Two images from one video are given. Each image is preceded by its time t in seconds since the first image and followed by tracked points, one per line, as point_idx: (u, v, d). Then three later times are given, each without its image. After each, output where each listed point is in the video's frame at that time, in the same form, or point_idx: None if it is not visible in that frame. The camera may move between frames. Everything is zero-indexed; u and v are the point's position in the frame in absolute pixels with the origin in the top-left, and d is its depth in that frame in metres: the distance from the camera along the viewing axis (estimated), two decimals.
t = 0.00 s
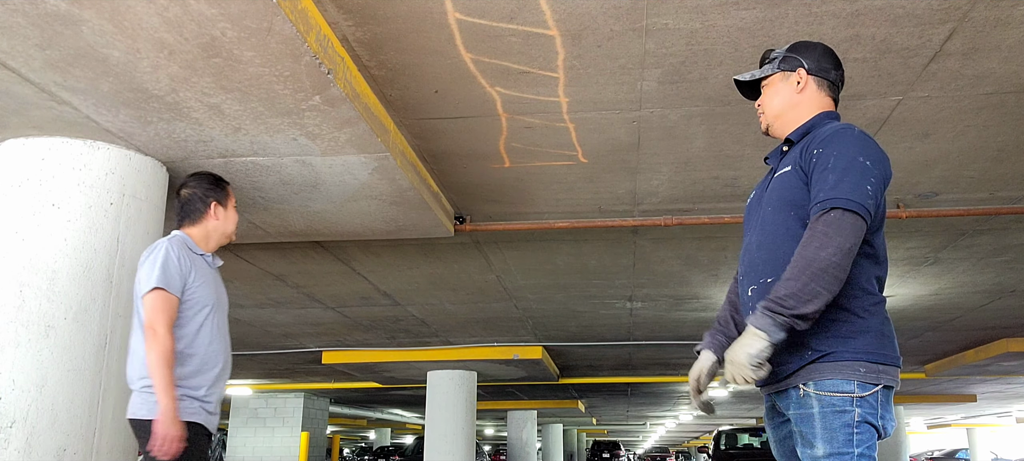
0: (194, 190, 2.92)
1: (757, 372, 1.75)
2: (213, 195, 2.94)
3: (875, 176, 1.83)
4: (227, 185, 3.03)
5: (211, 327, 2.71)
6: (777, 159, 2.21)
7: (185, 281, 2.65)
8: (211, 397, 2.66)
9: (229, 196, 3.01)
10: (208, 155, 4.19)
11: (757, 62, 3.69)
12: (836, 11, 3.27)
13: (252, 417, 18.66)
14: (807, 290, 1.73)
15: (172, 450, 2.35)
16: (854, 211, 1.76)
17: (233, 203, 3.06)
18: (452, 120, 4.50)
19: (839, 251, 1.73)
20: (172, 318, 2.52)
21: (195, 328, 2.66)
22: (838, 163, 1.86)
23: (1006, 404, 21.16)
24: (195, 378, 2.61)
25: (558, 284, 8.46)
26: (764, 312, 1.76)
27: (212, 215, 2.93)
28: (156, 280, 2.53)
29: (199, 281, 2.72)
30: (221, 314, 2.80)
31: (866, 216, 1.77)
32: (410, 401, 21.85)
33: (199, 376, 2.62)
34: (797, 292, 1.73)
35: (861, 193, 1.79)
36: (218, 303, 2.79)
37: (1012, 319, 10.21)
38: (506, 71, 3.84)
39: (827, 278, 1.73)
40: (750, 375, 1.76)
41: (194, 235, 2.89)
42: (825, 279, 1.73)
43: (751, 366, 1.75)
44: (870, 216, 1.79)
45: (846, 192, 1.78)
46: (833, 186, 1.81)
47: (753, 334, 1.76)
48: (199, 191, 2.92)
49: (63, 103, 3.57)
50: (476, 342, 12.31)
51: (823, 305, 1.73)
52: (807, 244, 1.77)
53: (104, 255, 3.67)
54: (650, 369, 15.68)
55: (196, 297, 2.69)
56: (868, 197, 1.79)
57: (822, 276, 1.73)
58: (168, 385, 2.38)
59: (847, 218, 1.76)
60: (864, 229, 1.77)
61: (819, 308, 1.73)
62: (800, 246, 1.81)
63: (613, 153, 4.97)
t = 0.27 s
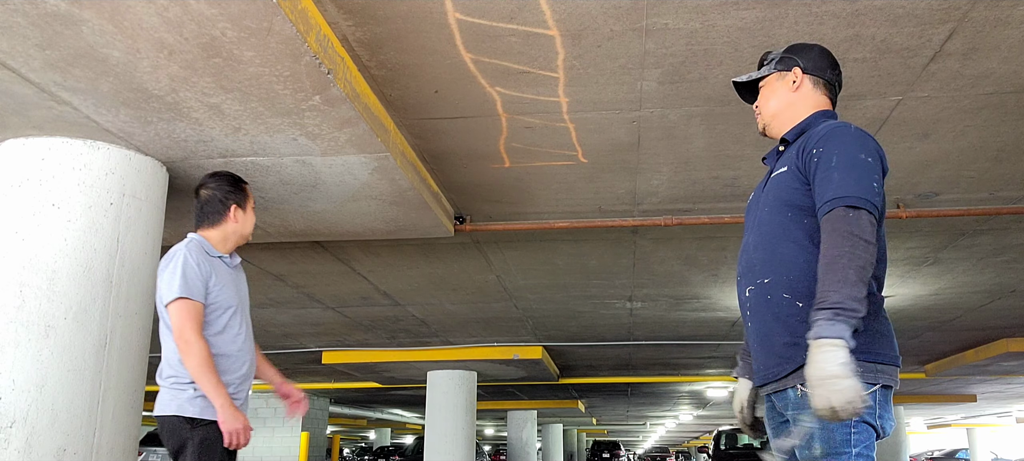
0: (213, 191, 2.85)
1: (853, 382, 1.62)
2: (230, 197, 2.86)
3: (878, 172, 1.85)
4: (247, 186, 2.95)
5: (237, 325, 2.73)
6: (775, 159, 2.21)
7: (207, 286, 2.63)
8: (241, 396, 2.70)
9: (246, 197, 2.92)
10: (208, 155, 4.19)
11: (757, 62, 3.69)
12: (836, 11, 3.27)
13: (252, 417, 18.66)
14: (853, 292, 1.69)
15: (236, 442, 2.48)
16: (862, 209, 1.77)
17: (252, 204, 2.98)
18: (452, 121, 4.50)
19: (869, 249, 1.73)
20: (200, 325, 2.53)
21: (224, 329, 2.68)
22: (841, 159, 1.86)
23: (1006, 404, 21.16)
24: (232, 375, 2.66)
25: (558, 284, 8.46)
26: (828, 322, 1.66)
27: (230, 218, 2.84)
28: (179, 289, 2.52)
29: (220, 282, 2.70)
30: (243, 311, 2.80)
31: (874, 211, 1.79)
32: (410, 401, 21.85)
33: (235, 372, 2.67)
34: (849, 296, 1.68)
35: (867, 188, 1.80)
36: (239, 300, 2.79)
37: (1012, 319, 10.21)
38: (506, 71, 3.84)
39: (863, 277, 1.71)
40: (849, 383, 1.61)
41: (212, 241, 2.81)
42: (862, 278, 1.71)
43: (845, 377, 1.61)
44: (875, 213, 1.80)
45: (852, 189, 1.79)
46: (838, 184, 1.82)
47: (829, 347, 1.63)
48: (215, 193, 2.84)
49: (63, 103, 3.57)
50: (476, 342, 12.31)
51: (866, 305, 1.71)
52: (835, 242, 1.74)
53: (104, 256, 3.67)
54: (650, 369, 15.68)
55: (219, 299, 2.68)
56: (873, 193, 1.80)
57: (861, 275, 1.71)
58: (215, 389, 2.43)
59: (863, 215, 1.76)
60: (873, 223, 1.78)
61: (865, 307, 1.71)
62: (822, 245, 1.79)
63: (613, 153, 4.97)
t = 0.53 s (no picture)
0: (234, 192, 2.85)
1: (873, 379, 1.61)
2: (251, 199, 2.86)
3: (883, 170, 1.84)
4: (267, 189, 2.94)
5: (254, 327, 2.73)
6: (774, 158, 2.21)
7: (224, 287, 2.64)
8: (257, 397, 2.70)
9: (266, 200, 2.92)
10: (208, 155, 4.19)
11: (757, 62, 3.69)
12: (836, 11, 3.27)
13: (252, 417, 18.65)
14: (868, 289, 1.68)
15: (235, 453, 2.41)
16: (869, 206, 1.76)
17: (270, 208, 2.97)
18: (452, 121, 4.50)
19: (880, 246, 1.73)
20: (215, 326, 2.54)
21: (240, 331, 2.68)
22: (846, 157, 1.86)
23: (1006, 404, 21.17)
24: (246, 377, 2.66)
25: (558, 284, 8.46)
26: (844, 318, 1.64)
27: (251, 219, 2.85)
28: (196, 290, 2.53)
29: (237, 284, 2.71)
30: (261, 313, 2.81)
31: (880, 209, 1.79)
32: (410, 401, 21.85)
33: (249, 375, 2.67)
34: (865, 293, 1.67)
35: (874, 186, 1.79)
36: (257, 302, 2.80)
37: (1012, 319, 10.21)
38: (506, 71, 3.84)
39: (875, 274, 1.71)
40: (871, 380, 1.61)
41: (231, 243, 2.81)
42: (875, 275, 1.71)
43: (867, 372, 1.60)
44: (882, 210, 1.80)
45: (858, 187, 1.78)
46: (844, 182, 1.81)
47: (847, 344, 1.61)
48: (235, 195, 2.84)
49: (63, 103, 3.57)
50: (476, 342, 12.31)
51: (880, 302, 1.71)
52: (846, 239, 1.73)
53: (104, 256, 3.67)
54: (650, 369, 15.68)
55: (236, 300, 2.69)
56: (879, 191, 1.80)
57: (875, 272, 1.70)
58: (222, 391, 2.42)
59: (871, 212, 1.76)
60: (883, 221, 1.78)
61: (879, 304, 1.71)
62: (832, 243, 1.78)
63: (613, 153, 4.97)
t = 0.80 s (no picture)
0: (255, 197, 2.85)
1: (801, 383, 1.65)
2: (270, 202, 2.85)
3: (883, 173, 1.84)
4: (287, 192, 2.93)
5: (267, 328, 2.73)
6: (778, 156, 2.20)
7: (239, 287, 2.65)
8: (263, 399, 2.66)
9: (286, 203, 2.91)
10: (208, 155, 4.19)
11: (757, 63, 3.69)
12: (836, 11, 3.27)
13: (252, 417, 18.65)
14: (836, 295, 1.69)
15: (205, 453, 2.34)
16: (866, 210, 1.76)
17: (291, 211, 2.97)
18: (452, 121, 4.50)
19: (861, 252, 1.72)
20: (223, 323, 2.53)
21: (250, 332, 2.67)
22: (847, 159, 1.85)
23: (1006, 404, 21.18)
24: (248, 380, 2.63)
25: (558, 284, 8.46)
26: (793, 318, 1.69)
27: (271, 221, 2.85)
28: (211, 286, 2.55)
29: (254, 285, 2.71)
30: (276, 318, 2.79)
31: (876, 213, 1.78)
32: (410, 401, 21.85)
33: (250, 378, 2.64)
34: (831, 299, 1.69)
35: (873, 190, 1.79)
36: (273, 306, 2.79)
37: (1012, 319, 10.21)
38: (506, 71, 3.84)
39: (851, 281, 1.71)
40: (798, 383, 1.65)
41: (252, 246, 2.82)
42: (850, 282, 1.71)
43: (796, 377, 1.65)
44: (879, 215, 1.79)
45: (857, 190, 1.78)
46: (844, 183, 1.81)
47: (787, 343, 1.67)
48: (255, 198, 2.84)
49: (63, 103, 3.57)
50: (476, 342, 12.31)
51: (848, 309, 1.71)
52: (827, 244, 1.75)
53: (105, 255, 3.67)
54: (650, 369, 15.68)
55: (251, 301, 2.69)
56: (878, 195, 1.80)
57: (848, 279, 1.71)
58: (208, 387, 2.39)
59: (864, 217, 1.76)
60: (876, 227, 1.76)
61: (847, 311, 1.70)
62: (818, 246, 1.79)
63: (613, 153, 4.97)
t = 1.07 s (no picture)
0: (270, 205, 2.94)
1: (746, 354, 1.84)
2: (284, 207, 2.92)
3: (878, 170, 1.84)
4: (303, 194, 2.96)
5: (291, 331, 2.73)
6: (781, 155, 2.19)
7: (264, 288, 2.68)
8: (283, 402, 2.66)
9: (301, 204, 2.94)
10: (208, 155, 4.19)
11: (757, 62, 3.69)
12: (836, 11, 3.27)
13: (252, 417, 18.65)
14: (801, 284, 1.77)
15: (238, 444, 2.40)
16: (855, 205, 1.77)
17: (313, 211, 2.98)
18: (453, 120, 4.50)
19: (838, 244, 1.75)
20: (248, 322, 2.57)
21: (276, 334, 2.68)
22: (842, 157, 1.86)
23: (1006, 404, 21.18)
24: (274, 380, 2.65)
25: (558, 284, 8.46)
26: (754, 297, 1.84)
27: (284, 227, 2.91)
28: (236, 285, 2.58)
29: (278, 288, 2.73)
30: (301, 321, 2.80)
31: (868, 210, 1.78)
32: (410, 401, 21.85)
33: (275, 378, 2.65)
34: (793, 285, 1.78)
35: (865, 186, 1.80)
36: (299, 309, 2.80)
37: (1012, 319, 10.21)
38: (506, 71, 3.84)
39: (821, 272, 1.76)
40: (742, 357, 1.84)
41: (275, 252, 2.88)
42: (819, 273, 1.76)
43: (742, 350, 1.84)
44: (871, 211, 1.79)
45: (848, 186, 1.80)
46: (838, 180, 1.82)
47: (746, 319, 1.85)
48: (270, 208, 2.93)
49: (63, 103, 3.57)
50: (476, 342, 12.31)
51: (812, 298, 1.78)
52: (807, 237, 1.80)
53: (105, 255, 3.67)
54: (650, 369, 15.68)
55: (276, 302, 2.70)
56: (870, 191, 1.80)
57: (818, 269, 1.76)
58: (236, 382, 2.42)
59: (849, 211, 1.77)
60: (866, 222, 1.77)
61: (811, 299, 1.78)
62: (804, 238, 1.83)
63: (613, 153, 4.97)
